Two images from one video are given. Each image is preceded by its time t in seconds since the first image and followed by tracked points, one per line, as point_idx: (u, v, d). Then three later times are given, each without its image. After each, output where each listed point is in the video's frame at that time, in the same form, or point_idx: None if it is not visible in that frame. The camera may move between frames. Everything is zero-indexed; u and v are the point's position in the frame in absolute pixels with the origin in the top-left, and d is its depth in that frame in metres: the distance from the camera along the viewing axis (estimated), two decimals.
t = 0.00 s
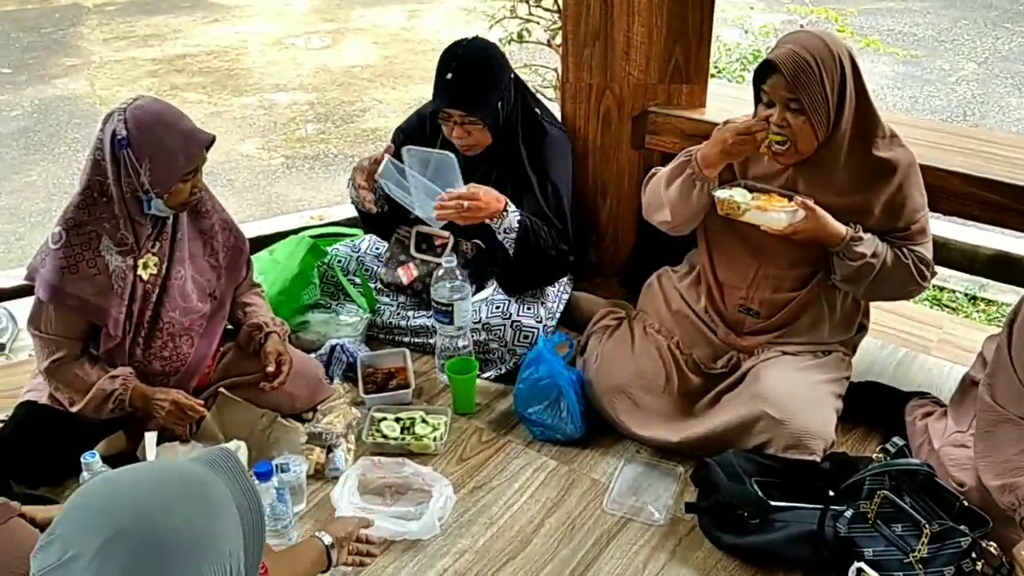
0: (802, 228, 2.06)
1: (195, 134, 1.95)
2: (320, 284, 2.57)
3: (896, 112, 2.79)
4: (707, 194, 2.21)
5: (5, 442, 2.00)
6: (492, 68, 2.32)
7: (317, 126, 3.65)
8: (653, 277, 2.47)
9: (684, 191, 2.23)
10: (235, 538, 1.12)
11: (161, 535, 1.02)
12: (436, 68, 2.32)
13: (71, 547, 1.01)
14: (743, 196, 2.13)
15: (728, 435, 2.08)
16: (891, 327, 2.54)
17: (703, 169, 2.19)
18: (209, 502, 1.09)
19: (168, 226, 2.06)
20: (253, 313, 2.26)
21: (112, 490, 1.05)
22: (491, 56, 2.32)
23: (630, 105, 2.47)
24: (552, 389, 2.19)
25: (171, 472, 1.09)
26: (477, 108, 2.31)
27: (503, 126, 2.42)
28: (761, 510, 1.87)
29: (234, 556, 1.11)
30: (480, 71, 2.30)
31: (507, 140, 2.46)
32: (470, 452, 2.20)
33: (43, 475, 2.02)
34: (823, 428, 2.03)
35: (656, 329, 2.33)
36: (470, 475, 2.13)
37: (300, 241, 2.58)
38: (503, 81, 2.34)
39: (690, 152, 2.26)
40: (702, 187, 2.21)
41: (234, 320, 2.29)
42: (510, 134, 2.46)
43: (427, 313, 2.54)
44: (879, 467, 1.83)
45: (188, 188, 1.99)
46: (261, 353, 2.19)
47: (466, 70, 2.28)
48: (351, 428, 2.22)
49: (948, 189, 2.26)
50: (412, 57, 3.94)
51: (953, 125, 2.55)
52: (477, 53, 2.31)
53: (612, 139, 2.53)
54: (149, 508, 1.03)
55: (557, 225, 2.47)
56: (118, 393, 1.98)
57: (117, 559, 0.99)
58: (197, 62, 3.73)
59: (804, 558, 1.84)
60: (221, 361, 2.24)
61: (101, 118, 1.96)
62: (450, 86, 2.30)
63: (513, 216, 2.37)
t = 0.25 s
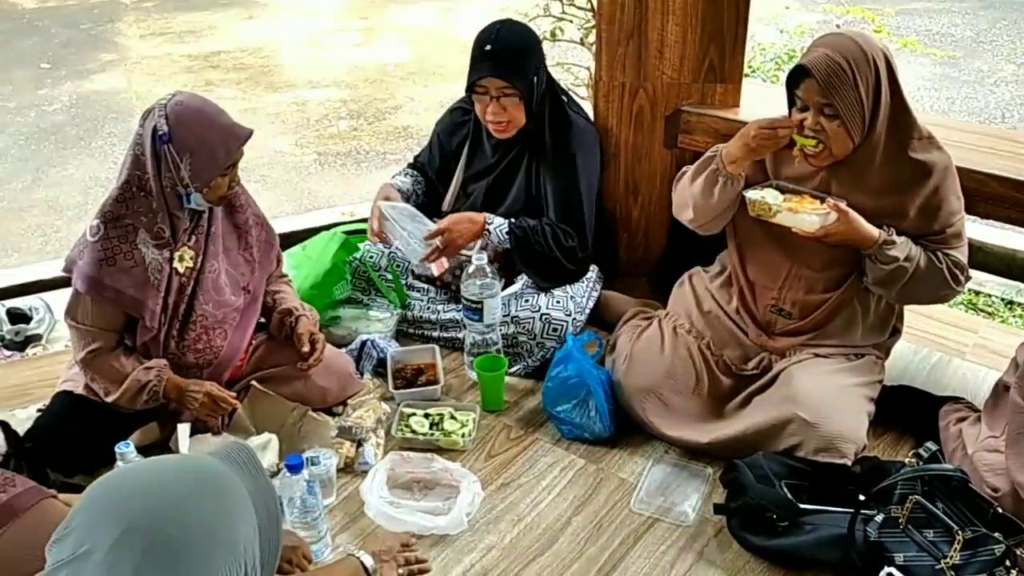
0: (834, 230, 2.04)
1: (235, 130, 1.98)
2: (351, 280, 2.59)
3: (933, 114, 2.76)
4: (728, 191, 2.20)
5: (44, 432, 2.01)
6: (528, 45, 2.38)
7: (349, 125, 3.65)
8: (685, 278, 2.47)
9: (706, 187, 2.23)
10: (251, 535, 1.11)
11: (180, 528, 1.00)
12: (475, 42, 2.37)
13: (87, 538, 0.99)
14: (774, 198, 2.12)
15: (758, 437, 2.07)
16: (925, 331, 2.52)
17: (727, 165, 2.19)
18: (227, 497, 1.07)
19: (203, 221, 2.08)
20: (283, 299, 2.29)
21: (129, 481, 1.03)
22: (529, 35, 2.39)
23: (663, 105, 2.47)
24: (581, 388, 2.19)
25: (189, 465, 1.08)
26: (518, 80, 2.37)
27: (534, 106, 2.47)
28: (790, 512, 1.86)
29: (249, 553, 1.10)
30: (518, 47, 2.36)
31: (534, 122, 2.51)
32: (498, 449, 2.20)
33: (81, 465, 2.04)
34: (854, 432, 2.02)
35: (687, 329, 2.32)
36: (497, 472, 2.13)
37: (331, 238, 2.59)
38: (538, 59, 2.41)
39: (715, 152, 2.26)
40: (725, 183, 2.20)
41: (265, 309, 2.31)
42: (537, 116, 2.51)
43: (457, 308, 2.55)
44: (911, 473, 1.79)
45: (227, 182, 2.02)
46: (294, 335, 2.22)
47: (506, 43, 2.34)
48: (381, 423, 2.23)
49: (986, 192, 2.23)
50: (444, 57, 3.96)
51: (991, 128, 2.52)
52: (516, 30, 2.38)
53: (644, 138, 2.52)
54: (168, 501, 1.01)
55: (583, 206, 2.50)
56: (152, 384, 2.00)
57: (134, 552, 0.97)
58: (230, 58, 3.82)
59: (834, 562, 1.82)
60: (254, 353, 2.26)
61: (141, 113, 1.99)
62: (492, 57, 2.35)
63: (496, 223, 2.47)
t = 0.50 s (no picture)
0: (862, 234, 2.01)
1: (264, 125, 2.00)
2: (378, 275, 2.60)
3: (965, 115, 2.72)
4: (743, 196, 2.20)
5: (74, 421, 2.04)
6: (544, 47, 2.37)
7: (375, 122, 3.67)
8: (710, 278, 2.47)
9: (722, 190, 2.25)
10: (264, 532, 1.09)
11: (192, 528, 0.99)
12: (491, 45, 2.37)
13: (100, 535, 0.99)
14: (801, 200, 2.11)
15: (784, 438, 2.06)
16: (954, 334, 2.49)
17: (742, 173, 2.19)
18: (239, 495, 1.06)
19: (235, 215, 2.10)
20: (311, 294, 2.32)
21: (141, 479, 1.02)
22: (546, 35, 2.38)
23: (690, 104, 2.46)
24: (605, 386, 2.19)
25: (200, 462, 1.06)
26: (534, 83, 2.36)
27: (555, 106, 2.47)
28: (815, 514, 1.85)
29: (262, 550, 1.09)
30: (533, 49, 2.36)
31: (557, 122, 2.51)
32: (521, 446, 2.20)
33: (110, 455, 2.06)
34: (881, 434, 2.00)
35: (713, 329, 2.30)
36: (521, 469, 2.13)
37: (359, 234, 2.61)
38: (557, 60, 2.40)
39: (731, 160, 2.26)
40: (739, 188, 2.20)
41: (294, 302, 2.34)
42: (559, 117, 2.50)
43: (480, 305, 2.56)
44: (939, 477, 1.79)
45: (254, 177, 2.02)
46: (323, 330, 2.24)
47: (523, 45, 2.34)
48: (405, 418, 2.24)
49: (1018, 194, 2.20)
50: (471, 57, 3.97)
51: None
52: (532, 33, 2.37)
53: (671, 137, 2.51)
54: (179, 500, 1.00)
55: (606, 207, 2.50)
56: (181, 375, 2.02)
57: (145, 552, 0.97)
58: (258, 55, 3.86)
59: (860, 565, 1.80)
60: (282, 347, 2.28)
61: (175, 106, 2.02)
62: (507, 61, 2.35)
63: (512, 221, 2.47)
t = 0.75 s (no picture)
0: (891, 235, 1.99)
1: (292, 119, 2.00)
2: (405, 271, 2.60)
3: (1000, 116, 2.69)
4: (777, 210, 2.21)
5: (108, 411, 2.07)
6: (564, 59, 2.36)
7: (404, 118, 3.68)
8: (738, 278, 2.46)
9: (754, 204, 2.25)
10: (292, 525, 1.12)
11: (221, 520, 1.02)
12: (512, 58, 2.37)
13: (132, 521, 1.02)
14: (831, 200, 2.09)
15: (810, 441, 2.05)
16: (985, 338, 2.46)
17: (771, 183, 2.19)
18: (268, 488, 1.08)
19: (267, 210, 2.12)
20: (340, 290, 2.32)
21: (172, 469, 1.05)
22: (565, 44, 2.37)
23: (720, 102, 2.45)
24: (630, 386, 2.18)
25: (229, 455, 1.09)
26: (554, 95, 2.36)
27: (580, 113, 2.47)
28: (839, 515, 1.85)
29: (289, 541, 1.11)
30: (553, 61, 2.35)
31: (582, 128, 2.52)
32: (546, 443, 2.21)
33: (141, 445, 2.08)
34: (910, 438, 1.98)
35: (741, 330, 2.29)
36: (545, 466, 2.14)
37: (387, 231, 2.63)
38: (578, 68, 2.40)
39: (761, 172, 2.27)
40: (771, 203, 2.21)
41: (324, 298, 2.34)
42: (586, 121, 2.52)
43: (506, 304, 2.57)
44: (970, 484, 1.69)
45: (281, 172, 2.03)
46: (351, 326, 2.25)
47: (542, 58, 2.34)
48: (430, 413, 2.25)
49: None
50: (499, 53, 3.97)
51: None
52: (550, 44, 2.36)
53: (700, 134, 2.50)
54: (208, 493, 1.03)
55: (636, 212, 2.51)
56: (212, 366, 2.04)
57: (175, 543, 1.00)
58: (290, 52, 3.90)
59: (887, 570, 1.79)
60: (310, 341, 2.29)
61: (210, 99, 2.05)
62: (528, 74, 2.35)
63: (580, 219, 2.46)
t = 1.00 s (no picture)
0: (918, 236, 1.98)
1: (317, 117, 2.00)
2: (425, 270, 2.60)
3: None
4: (805, 214, 2.20)
5: (135, 402, 2.09)
6: (583, 72, 2.32)
7: (425, 117, 3.69)
8: (761, 279, 2.44)
9: (782, 210, 2.24)
10: (329, 521, 1.09)
11: (266, 498, 1.01)
12: (530, 72, 2.34)
13: (178, 500, 1.00)
14: (858, 199, 2.08)
15: (832, 443, 2.03)
16: (1011, 343, 2.44)
17: (799, 189, 2.18)
18: (310, 468, 1.07)
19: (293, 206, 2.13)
20: (366, 288, 2.33)
21: (218, 456, 1.02)
22: (584, 55, 2.33)
23: (745, 102, 2.44)
24: (650, 385, 2.16)
25: (271, 434, 1.07)
26: (574, 109, 2.31)
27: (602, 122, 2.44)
28: (860, 518, 1.81)
29: (325, 537, 1.08)
30: (572, 76, 2.31)
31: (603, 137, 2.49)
32: (564, 441, 2.20)
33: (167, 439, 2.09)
34: (933, 442, 1.96)
35: (763, 330, 2.28)
36: (564, 464, 2.13)
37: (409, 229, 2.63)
38: (598, 80, 2.35)
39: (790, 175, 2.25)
40: (800, 208, 2.20)
41: (347, 295, 2.35)
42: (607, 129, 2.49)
43: (525, 305, 2.55)
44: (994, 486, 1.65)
45: (306, 168, 2.03)
46: (379, 323, 2.26)
47: (560, 72, 2.30)
48: (449, 409, 2.25)
49: None
50: (520, 52, 3.97)
51: None
52: (569, 58, 2.32)
53: (724, 134, 2.49)
54: (250, 486, 1.00)
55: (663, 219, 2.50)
56: (250, 358, 2.06)
57: (212, 533, 0.98)
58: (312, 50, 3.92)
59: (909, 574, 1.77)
60: (333, 337, 2.30)
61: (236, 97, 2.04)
62: (547, 87, 2.31)
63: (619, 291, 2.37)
